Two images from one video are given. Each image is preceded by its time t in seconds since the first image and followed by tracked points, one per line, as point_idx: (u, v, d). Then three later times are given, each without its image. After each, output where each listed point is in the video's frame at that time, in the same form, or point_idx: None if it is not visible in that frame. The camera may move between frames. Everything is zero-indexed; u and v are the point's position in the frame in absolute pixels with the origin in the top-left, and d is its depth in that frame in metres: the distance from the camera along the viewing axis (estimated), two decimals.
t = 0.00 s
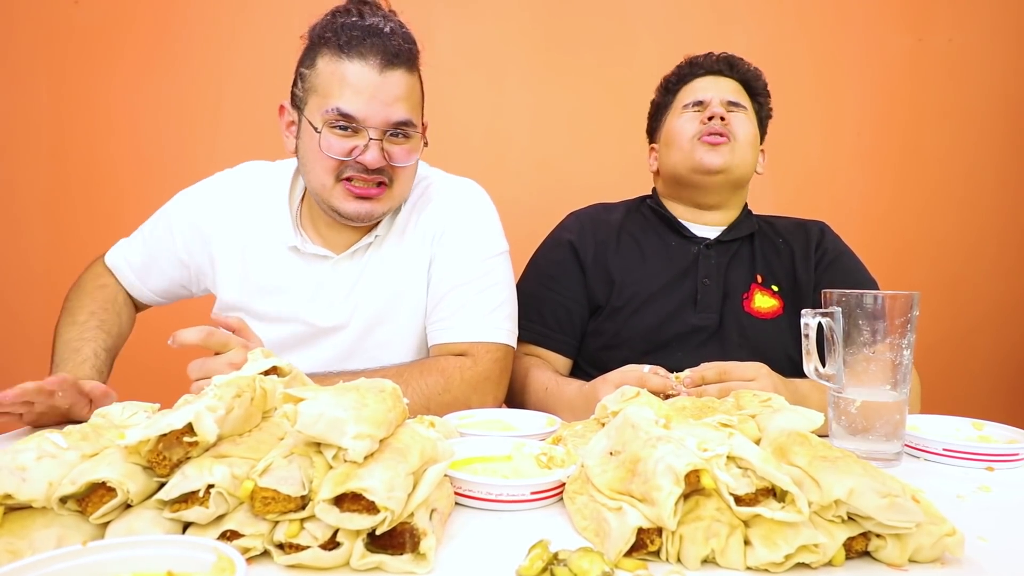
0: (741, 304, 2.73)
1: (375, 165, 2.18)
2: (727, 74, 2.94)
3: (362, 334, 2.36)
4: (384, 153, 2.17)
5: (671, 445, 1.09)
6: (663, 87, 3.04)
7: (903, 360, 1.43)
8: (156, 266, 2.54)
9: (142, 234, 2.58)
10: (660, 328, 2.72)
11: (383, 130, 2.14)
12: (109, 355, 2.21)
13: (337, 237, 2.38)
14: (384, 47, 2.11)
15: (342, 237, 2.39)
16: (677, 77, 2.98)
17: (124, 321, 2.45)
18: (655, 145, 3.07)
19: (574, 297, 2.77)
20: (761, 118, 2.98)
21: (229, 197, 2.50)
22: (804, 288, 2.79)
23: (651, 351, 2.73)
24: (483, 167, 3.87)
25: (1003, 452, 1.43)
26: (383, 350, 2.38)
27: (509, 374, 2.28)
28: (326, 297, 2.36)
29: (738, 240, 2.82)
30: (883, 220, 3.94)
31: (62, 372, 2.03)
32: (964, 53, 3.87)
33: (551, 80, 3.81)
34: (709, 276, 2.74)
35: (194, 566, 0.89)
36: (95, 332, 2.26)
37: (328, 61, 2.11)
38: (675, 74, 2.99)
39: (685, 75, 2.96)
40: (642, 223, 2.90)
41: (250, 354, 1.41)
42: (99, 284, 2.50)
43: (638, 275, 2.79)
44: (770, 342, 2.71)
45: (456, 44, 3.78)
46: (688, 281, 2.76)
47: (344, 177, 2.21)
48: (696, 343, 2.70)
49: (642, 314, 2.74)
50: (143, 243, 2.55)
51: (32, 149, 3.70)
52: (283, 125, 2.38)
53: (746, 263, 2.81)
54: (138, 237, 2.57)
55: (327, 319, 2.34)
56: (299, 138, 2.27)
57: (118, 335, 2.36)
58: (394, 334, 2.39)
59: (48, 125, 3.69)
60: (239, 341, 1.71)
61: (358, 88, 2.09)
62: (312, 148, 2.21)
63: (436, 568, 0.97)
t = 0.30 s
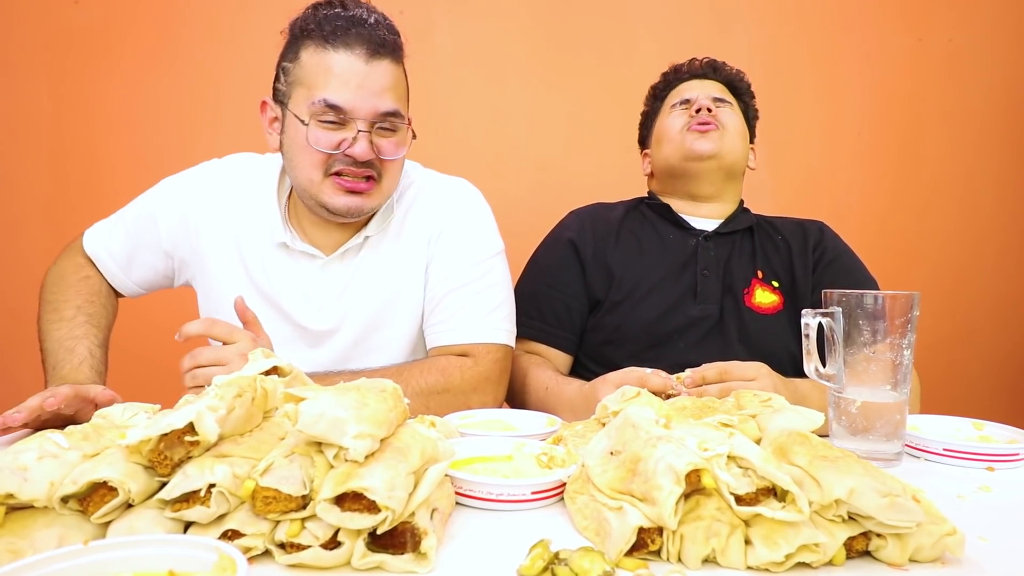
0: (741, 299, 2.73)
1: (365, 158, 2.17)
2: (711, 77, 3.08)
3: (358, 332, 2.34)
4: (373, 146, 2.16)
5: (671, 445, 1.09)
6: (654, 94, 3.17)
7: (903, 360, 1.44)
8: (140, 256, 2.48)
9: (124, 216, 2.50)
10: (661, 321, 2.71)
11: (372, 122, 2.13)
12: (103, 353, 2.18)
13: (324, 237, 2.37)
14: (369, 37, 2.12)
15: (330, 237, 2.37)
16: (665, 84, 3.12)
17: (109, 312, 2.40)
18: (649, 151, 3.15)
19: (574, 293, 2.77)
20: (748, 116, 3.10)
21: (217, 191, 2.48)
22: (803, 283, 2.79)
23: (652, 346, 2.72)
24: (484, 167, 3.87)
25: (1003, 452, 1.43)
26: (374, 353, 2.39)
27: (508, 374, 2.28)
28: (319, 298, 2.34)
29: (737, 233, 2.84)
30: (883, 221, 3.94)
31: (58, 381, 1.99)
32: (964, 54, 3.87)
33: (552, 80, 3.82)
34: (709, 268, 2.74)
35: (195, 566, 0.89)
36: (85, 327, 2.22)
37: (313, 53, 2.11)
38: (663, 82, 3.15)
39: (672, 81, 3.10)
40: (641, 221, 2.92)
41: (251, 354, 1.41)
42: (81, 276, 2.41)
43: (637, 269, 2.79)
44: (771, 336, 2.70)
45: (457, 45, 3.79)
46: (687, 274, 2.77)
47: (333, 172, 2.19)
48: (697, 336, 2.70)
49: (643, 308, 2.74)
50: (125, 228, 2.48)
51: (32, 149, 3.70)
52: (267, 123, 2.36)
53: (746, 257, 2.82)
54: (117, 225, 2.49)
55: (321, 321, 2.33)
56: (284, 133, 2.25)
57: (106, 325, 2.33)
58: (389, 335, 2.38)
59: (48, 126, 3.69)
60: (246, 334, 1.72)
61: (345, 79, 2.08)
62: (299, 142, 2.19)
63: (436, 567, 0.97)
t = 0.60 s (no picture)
0: (740, 295, 2.73)
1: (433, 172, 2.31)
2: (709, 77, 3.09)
3: (360, 332, 2.35)
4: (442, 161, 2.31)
5: (671, 445, 1.09)
6: (652, 96, 3.18)
7: (903, 360, 1.44)
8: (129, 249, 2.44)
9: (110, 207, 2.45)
10: (660, 318, 2.71)
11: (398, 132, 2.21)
12: (93, 348, 2.15)
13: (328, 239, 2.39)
14: (422, 51, 2.23)
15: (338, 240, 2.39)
16: (661, 86, 3.14)
17: (93, 304, 2.35)
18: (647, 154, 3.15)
19: (573, 290, 2.77)
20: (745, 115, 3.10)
21: (212, 189, 2.48)
22: (802, 280, 2.79)
23: (652, 342, 2.72)
24: (484, 167, 3.87)
25: (1003, 452, 1.43)
26: (376, 354, 2.39)
27: (508, 374, 2.28)
28: (320, 299, 2.34)
29: (736, 230, 2.83)
30: (883, 220, 3.94)
31: (53, 383, 1.96)
32: (964, 54, 3.87)
33: (552, 80, 3.81)
34: (708, 265, 2.75)
35: (194, 565, 0.89)
36: (73, 322, 2.17)
37: (382, 70, 2.16)
38: (660, 84, 3.16)
39: (669, 83, 3.12)
40: (639, 219, 2.92)
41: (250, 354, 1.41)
42: (61, 267, 2.33)
43: (636, 266, 2.79)
44: (770, 333, 2.70)
45: (457, 45, 3.79)
46: (685, 271, 2.77)
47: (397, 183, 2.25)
48: (696, 331, 2.70)
49: (642, 305, 2.74)
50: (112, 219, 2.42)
51: (32, 149, 3.69)
52: (303, 139, 2.27)
53: (746, 254, 2.81)
54: (103, 217, 2.43)
55: (322, 321, 2.33)
56: (344, 153, 2.23)
57: (92, 318, 2.28)
58: (391, 336, 2.38)
59: (48, 126, 3.69)
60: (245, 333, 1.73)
61: (423, 98, 2.20)
62: (373, 162, 2.22)
63: (436, 567, 0.96)
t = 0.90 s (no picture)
0: (740, 296, 2.73)
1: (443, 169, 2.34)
2: (710, 76, 3.09)
3: (366, 329, 2.34)
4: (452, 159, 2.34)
5: (671, 445, 1.09)
6: (654, 95, 3.18)
7: (903, 360, 1.44)
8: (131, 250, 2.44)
9: (111, 207, 2.44)
10: (660, 319, 2.71)
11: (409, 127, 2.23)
12: (94, 347, 2.15)
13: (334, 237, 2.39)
14: (433, 48, 2.26)
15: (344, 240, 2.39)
16: (662, 85, 3.14)
17: (93, 302, 2.34)
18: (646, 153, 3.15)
19: (573, 291, 2.77)
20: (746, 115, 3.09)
21: (213, 188, 2.47)
22: (802, 280, 2.80)
23: (652, 343, 2.72)
24: (483, 167, 3.87)
25: (1003, 452, 1.43)
26: (383, 352, 2.39)
27: (508, 374, 2.29)
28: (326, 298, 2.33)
29: (736, 230, 2.83)
30: (883, 220, 3.94)
31: (54, 383, 1.97)
32: (964, 54, 3.87)
33: (552, 80, 3.81)
34: (708, 265, 2.75)
35: (194, 565, 0.89)
36: (73, 322, 2.16)
37: (395, 66, 2.19)
38: (661, 83, 3.16)
39: (669, 83, 3.11)
40: (641, 219, 2.92)
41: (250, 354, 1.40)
42: (60, 265, 2.33)
43: (636, 266, 2.80)
44: (770, 334, 2.70)
45: (457, 45, 3.78)
46: (685, 271, 2.77)
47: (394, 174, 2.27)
48: (696, 333, 2.70)
49: (642, 305, 2.74)
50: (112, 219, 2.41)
51: (32, 149, 3.69)
52: (316, 132, 2.29)
53: (746, 255, 2.81)
54: (101, 215, 2.41)
55: (328, 320, 2.33)
56: (357, 148, 2.25)
57: (92, 316, 2.27)
58: (396, 334, 2.38)
59: (47, 126, 3.69)
60: (248, 334, 1.73)
61: (435, 96, 2.23)
62: (385, 157, 2.24)
63: (436, 567, 0.96)
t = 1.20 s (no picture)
0: (740, 297, 2.73)
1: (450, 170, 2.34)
2: (710, 76, 3.09)
3: (370, 330, 2.35)
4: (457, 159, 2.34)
5: (671, 445, 1.09)
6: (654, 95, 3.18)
7: (903, 360, 1.44)
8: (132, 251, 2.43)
9: (115, 209, 2.45)
10: (661, 320, 2.71)
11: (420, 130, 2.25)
12: (96, 348, 2.15)
13: (337, 237, 2.40)
14: (440, 48, 2.27)
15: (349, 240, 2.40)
16: (663, 85, 3.14)
17: (98, 305, 2.35)
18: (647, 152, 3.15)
19: (574, 292, 2.77)
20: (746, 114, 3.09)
21: (213, 188, 2.47)
22: (802, 281, 2.80)
23: (653, 345, 2.72)
24: (483, 167, 3.87)
25: (1003, 452, 1.43)
26: (387, 352, 2.39)
27: (509, 374, 2.29)
28: (328, 299, 2.33)
29: (736, 232, 2.83)
30: (883, 220, 3.94)
31: (53, 383, 1.97)
32: (964, 53, 3.87)
33: (552, 80, 3.81)
34: (708, 266, 2.75)
35: (194, 565, 0.89)
36: (75, 322, 2.17)
37: (404, 67, 2.19)
38: (662, 83, 3.16)
39: (670, 83, 3.12)
40: (642, 219, 2.92)
41: (250, 354, 1.40)
42: (65, 267, 2.34)
43: (637, 268, 2.80)
44: (770, 335, 2.70)
45: (456, 44, 3.78)
46: (685, 272, 2.77)
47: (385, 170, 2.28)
48: (696, 334, 2.70)
49: (643, 306, 2.74)
50: (116, 221, 2.44)
51: (32, 149, 3.69)
52: (324, 133, 2.28)
53: (746, 256, 2.81)
54: (106, 218, 2.44)
55: (331, 321, 2.32)
56: (364, 149, 2.25)
57: (95, 317, 2.28)
58: (397, 335, 2.39)
59: (48, 126, 3.69)
60: (244, 332, 1.71)
61: (442, 97, 2.24)
62: (393, 157, 2.25)
63: (436, 567, 0.96)
